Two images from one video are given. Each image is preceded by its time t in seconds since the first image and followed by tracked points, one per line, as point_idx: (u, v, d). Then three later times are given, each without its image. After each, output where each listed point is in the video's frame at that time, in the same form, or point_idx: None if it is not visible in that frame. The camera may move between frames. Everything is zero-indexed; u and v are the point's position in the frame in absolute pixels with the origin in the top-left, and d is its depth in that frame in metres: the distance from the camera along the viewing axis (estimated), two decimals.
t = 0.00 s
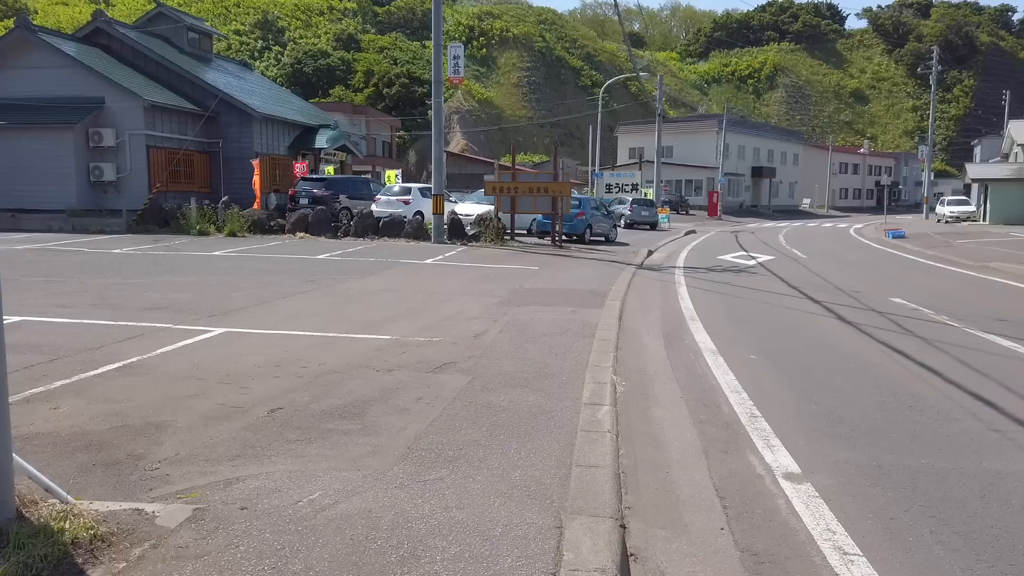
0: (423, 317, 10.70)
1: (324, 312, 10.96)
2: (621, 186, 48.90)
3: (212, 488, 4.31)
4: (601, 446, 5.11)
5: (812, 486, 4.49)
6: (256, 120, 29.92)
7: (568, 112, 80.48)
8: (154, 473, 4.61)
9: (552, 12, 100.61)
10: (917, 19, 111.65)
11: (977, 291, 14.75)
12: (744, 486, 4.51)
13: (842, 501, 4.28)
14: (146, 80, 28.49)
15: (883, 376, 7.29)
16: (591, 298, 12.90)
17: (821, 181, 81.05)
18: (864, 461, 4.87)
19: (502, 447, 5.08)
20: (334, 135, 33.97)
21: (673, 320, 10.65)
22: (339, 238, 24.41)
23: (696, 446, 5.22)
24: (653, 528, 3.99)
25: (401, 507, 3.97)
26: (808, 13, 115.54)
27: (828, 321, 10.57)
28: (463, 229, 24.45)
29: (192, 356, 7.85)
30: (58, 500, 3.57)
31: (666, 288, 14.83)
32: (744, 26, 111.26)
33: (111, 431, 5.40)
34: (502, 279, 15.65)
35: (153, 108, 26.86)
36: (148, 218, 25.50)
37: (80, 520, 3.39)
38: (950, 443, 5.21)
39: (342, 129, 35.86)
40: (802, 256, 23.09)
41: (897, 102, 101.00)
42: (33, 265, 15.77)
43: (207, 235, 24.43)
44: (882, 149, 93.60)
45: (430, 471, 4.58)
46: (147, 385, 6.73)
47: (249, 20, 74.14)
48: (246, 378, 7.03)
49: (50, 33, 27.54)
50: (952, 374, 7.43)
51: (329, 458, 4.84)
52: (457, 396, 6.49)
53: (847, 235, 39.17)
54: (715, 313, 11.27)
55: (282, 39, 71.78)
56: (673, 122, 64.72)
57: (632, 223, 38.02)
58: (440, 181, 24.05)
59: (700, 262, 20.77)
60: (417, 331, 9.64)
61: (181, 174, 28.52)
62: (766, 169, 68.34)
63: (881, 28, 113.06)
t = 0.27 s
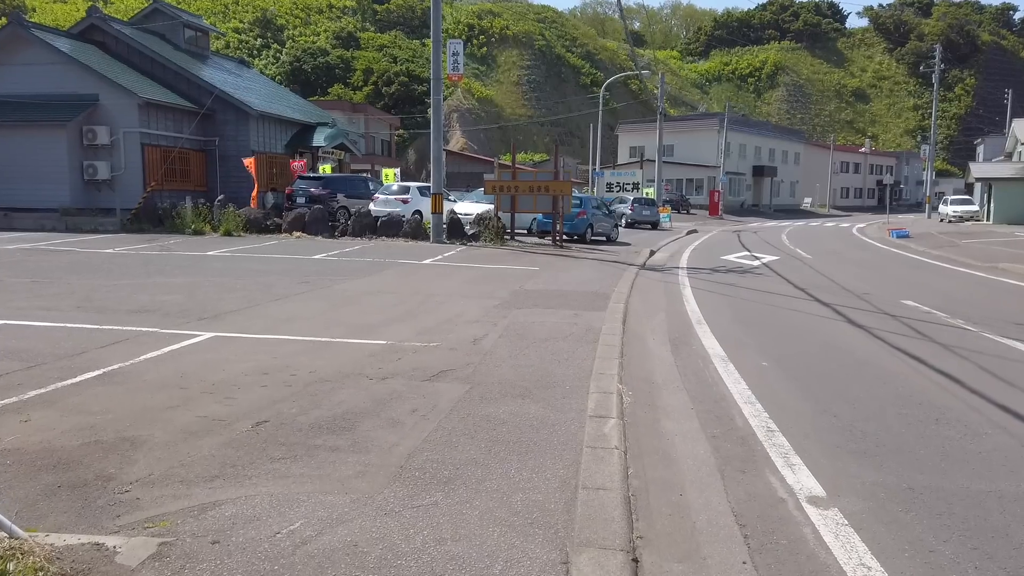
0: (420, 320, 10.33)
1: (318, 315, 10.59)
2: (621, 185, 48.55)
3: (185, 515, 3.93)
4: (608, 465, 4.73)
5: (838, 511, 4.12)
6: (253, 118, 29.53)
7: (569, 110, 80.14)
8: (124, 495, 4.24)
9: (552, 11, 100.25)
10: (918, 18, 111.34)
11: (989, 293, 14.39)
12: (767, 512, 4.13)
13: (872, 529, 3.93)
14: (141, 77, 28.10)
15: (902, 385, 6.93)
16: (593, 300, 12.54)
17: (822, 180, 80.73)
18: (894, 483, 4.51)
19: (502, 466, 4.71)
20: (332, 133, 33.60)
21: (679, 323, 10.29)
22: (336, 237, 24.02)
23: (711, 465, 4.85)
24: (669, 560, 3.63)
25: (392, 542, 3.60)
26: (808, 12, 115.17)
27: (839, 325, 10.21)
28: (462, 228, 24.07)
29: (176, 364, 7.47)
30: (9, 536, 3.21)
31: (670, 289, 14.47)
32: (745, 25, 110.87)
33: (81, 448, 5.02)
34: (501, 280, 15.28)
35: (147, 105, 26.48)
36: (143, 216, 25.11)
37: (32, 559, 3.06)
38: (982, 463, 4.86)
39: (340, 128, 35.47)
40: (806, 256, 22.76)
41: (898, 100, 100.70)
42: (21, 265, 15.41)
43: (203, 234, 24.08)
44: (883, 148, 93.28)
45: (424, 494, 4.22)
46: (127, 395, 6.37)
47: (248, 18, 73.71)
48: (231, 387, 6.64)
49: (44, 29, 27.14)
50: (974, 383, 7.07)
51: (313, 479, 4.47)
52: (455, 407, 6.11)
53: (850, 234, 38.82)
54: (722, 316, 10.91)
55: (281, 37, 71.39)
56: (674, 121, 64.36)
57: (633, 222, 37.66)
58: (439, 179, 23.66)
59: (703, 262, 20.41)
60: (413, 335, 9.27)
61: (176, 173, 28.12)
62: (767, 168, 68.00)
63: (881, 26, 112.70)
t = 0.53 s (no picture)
0: (412, 322, 9.98)
1: (307, 317, 10.22)
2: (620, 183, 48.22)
3: (145, 543, 3.59)
4: (607, 483, 4.39)
5: (859, 537, 3.79)
6: (247, 114, 29.13)
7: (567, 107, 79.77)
8: (81, 519, 3.89)
9: (550, 7, 99.77)
10: (918, 15, 111.02)
11: (997, 293, 14.06)
12: (781, 538, 3.79)
13: (896, 557, 3.59)
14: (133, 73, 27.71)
15: (917, 392, 6.59)
16: (593, 301, 12.18)
17: (821, 178, 80.44)
18: (917, 503, 4.17)
19: (493, 484, 4.36)
20: (328, 129, 33.18)
21: (681, 325, 9.94)
22: (331, 235, 23.66)
23: (719, 483, 4.51)
24: None
25: None
26: (808, 9, 114.83)
27: (847, 327, 9.87)
28: (459, 226, 23.72)
29: (155, 370, 7.12)
30: None
31: (671, 289, 14.11)
32: (744, 22, 110.52)
33: (43, 464, 4.68)
34: (498, 280, 14.93)
35: (139, 101, 26.09)
36: (135, 214, 24.74)
37: None
38: (1011, 480, 4.51)
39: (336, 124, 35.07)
40: (809, 255, 22.44)
41: (897, 98, 100.43)
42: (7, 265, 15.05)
43: (196, 232, 23.69)
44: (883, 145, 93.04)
45: (408, 519, 3.87)
46: (99, 404, 6.01)
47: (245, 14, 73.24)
48: (210, 395, 6.29)
49: (35, 25, 26.74)
50: (993, 390, 6.73)
51: (288, 500, 4.12)
52: (446, 417, 5.76)
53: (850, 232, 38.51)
54: (726, 318, 10.56)
55: (278, 34, 70.93)
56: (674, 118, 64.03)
57: (632, 220, 37.34)
58: (436, 177, 23.30)
59: (704, 261, 20.09)
60: (405, 338, 8.92)
61: (169, 170, 27.74)
62: (767, 165, 67.71)
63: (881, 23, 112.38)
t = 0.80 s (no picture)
0: (402, 326, 9.61)
1: (293, 320, 9.84)
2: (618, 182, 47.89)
3: None
4: (604, 509, 4.03)
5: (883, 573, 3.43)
6: (240, 112, 28.73)
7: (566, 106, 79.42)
8: (21, 554, 3.52)
9: (548, 5, 99.37)
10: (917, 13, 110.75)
11: (1005, 294, 13.71)
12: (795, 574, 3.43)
13: None
14: (124, 70, 27.29)
15: (932, 402, 6.22)
16: (591, 303, 11.82)
17: (820, 176, 80.17)
18: (943, 532, 3.82)
19: (479, 512, 3.99)
20: (323, 127, 32.77)
21: (681, 329, 9.58)
22: (324, 235, 23.28)
23: (726, 508, 4.15)
24: None
25: None
26: (807, 7, 114.53)
27: (853, 330, 9.51)
28: (454, 225, 23.35)
29: (127, 378, 6.75)
30: None
31: (670, 291, 13.77)
32: (743, 20, 110.20)
33: None
34: (493, 281, 14.55)
35: (130, 99, 25.68)
36: (125, 214, 24.33)
37: None
38: None
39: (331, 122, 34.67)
40: (810, 254, 22.11)
41: (896, 96, 100.18)
42: None
43: (187, 232, 23.28)
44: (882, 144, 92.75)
45: (383, 554, 3.51)
46: (62, 417, 5.64)
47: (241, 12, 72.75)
48: (182, 407, 5.92)
49: (24, 21, 26.31)
50: (1012, 399, 6.37)
51: (254, 530, 3.76)
52: (431, 430, 5.40)
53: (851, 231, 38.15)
54: (729, 321, 10.20)
55: (275, 31, 70.48)
56: (672, 116, 63.69)
57: (630, 219, 37.02)
58: (431, 175, 22.91)
59: (704, 261, 19.72)
60: (394, 343, 8.54)
61: (160, 169, 27.34)
62: (766, 164, 67.42)
63: (880, 22, 112.13)
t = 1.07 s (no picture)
0: (394, 333, 9.27)
1: (280, 327, 9.49)
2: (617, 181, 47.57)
3: None
4: (604, 545, 3.69)
5: None
6: (234, 111, 28.37)
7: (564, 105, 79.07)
8: None
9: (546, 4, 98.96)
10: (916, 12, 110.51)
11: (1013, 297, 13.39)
12: None
13: None
14: (116, 68, 26.90)
15: (949, 417, 5.89)
16: (589, 307, 11.49)
17: (819, 175, 79.92)
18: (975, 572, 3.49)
19: (467, 548, 3.66)
20: (318, 126, 32.39)
21: (683, 336, 9.25)
22: (318, 236, 22.94)
23: (736, 542, 3.82)
24: None
25: None
26: (805, 6, 114.27)
27: (861, 338, 9.18)
28: (450, 226, 23.01)
29: (101, 392, 6.40)
30: None
31: (670, 294, 13.43)
32: (742, 19, 109.92)
33: None
34: (488, 284, 14.22)
35: (121, 97, 25.30)
36: (116, 214, 23.95)
37: None
38: None
39: (326, 121, 34.29)
40: (812, 255, 21.79)
41: (895, 95, 99.97)
42: None
43: (178, 233, 22.92)
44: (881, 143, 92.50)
45: None
46: (25, 435, 5.29)
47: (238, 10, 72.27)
48: (155, 424, 5.58)
49: (13, 19, 25.91)
50: None
51: (220, 571, 3.43)
52: (419, 451, 5.05)
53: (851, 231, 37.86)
54: (732, 326, 9.87)
55: (271, 30, 70.03)
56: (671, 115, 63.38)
57: (629, 219, 36.70)
58: (426, 175, 22.56)
59: (704, 262, 19.39)
60: (383, 351, 8.19)
61: (153, 168, 26.95)
62: (765, 163, 67.14)
63: (879, 20, 111.88)
